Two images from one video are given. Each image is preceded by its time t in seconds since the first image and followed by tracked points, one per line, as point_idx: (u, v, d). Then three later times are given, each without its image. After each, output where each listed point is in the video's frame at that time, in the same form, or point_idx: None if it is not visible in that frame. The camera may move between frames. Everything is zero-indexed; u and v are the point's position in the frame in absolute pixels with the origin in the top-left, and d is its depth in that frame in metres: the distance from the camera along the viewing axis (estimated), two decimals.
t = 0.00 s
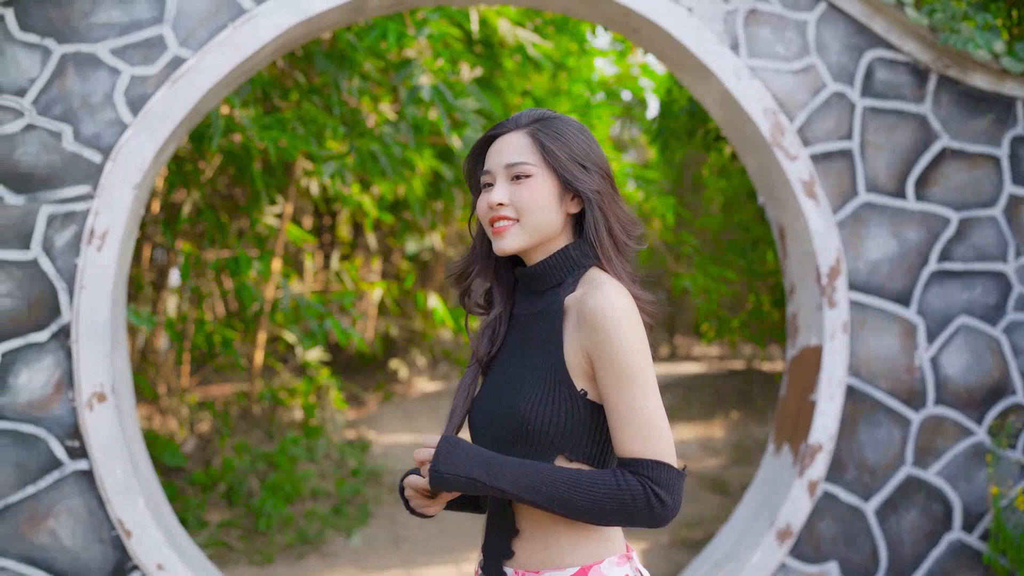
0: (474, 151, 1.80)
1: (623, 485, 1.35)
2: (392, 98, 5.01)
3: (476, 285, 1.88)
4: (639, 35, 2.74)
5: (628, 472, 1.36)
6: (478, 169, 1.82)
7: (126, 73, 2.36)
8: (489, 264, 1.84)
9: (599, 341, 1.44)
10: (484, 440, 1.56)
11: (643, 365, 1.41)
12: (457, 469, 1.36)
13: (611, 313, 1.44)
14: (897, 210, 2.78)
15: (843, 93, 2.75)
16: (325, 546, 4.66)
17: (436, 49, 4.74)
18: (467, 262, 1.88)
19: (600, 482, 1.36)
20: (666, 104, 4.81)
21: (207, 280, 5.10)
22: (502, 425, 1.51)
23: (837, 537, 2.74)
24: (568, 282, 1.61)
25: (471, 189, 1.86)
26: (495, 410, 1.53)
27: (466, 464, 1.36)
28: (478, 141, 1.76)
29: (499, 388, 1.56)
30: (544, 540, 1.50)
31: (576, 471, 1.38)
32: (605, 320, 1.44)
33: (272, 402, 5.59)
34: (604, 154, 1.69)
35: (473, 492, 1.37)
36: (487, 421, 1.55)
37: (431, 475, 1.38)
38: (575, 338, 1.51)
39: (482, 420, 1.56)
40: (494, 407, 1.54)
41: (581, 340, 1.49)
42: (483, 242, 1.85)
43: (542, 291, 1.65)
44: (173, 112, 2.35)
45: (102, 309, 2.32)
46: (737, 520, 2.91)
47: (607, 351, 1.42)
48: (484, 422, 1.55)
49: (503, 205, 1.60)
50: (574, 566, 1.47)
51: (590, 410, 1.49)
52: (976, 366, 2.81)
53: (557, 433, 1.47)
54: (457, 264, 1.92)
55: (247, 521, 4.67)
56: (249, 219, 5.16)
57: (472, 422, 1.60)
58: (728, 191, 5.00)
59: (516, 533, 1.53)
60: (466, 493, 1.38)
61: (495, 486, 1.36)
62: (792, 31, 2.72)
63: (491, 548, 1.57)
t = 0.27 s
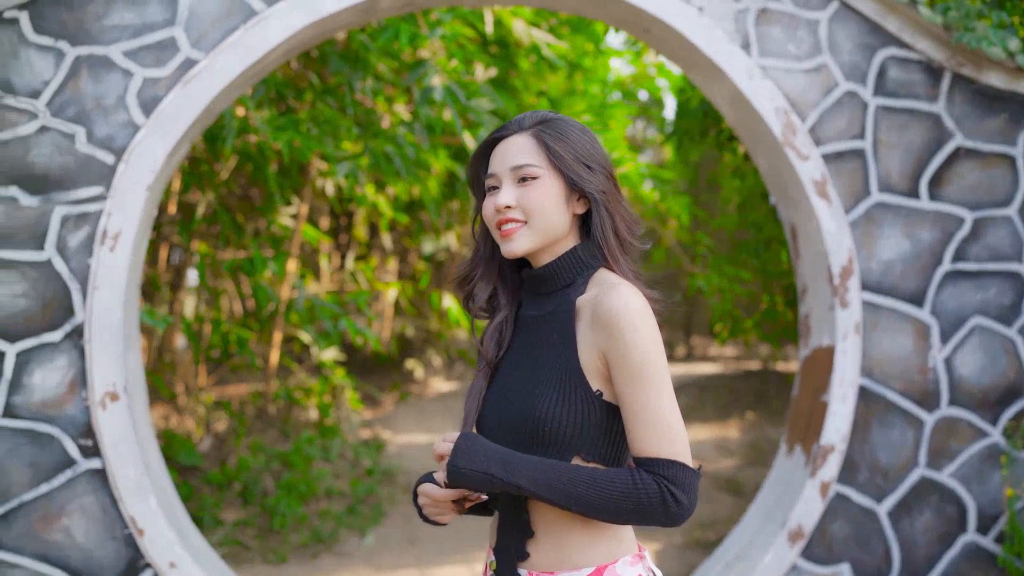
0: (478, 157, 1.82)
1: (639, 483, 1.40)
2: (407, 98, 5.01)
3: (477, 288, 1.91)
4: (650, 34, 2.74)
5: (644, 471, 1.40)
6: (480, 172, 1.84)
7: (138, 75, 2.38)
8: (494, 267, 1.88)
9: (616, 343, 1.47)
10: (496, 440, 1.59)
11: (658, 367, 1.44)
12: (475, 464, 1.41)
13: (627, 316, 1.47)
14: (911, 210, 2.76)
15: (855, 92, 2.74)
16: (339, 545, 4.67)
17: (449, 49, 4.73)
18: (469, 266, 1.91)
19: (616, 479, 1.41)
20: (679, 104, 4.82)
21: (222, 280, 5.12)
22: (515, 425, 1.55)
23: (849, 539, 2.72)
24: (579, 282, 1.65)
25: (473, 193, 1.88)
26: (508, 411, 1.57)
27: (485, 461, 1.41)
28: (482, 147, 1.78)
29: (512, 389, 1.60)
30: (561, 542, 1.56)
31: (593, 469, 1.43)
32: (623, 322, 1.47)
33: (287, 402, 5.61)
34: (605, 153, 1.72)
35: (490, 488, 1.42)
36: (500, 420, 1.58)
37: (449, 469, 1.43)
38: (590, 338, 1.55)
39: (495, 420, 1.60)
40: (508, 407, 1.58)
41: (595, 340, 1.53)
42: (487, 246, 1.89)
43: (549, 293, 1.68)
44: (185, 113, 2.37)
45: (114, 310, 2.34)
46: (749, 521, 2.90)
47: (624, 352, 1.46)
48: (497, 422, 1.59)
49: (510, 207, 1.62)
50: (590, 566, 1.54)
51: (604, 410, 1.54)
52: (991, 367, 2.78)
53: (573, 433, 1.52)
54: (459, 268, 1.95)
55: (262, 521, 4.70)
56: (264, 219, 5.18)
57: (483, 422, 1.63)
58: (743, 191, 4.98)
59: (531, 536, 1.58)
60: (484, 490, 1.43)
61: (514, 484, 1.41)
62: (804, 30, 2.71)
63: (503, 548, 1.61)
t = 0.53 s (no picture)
0: (484, 161, 1.82)
1: (659, 482, 1.42)
2: (423, 99, 5.01)
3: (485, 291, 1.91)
4: (663, 34, 2.73)
5: (663, 470, 1.43)
6: (486, 176, 1.84)
7: (152, 77, 2.40)
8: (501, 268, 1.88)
9: (634, 342, 1.49)
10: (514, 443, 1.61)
11: (678, 365, 1.46)
12: (495, 468, 1.45)
13: (645, 315, 1.49)
14: (926, 210, 2.74)
15: (870, 90, 2.72)
16: (354, 544, 4.69)
17: (464, 49, 4.72)
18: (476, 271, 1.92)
19: (636, 479, 1.44)
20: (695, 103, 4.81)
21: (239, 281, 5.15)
22: (532, 426, 1.56)
23: (864, 540, 2.71)
24: (591, 281, 1.65)
25: (480, 196, 1.88)
26: (524, 412, 1.58)
27: (504, 465, 1.45)
28: (488, 150, 1.78)
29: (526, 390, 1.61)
30: (577, 544, 1.57)
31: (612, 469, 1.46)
32: (641, 322, 1.48)
33: (303, 401, 5.63)
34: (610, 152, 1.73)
35: (510, 491, 1.46)
36: (517, 422, 1.60)
37: (471, 474, 1.47)
38: (605, 338, 1.56)
39: (512, 423, 1.61)
40: (523, 409, 1.59)
41: (611, 339, 1.54)
42: (495, 249, 1.89)
43: (558, 292, 1.69)
44: (198, 114, 2.39)
45: (128, 310, 2.36)
46: (763, 521, 2.89)
47: (643, 351, 1.47)
48: (514, 424, 1.60)
49: (521, 210, 1.63)
50: (606, 567, 1.56)
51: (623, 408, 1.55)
52: (1008, 368, 2.75)
53: (591, 433, 1.52)
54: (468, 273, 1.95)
55: (278, 519, 4.72)
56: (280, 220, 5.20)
57: (501, 426, 1.64)
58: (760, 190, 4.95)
59: (548, 537, 1.59)
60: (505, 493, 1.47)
61: (533, 486, 1.44)
62: (817, 29, 2.70)
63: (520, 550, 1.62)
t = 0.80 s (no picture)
0: (494, 164, 1.81)
1: (680, 481, 1.42)
2: (438, 99, 5.02)
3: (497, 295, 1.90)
4: (676, 33, 2.72)
5: (685, 469, 1.43)
6: (496, 179, 1.84)
7: (167, 79, 2.42)
8: (512, 271, 1.87)
9: (651, 343, 1.48)
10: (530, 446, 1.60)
11: (695, 364, 1.46)
12: (514, 472, 1.46)
13: (661, 316, 1.48)
14: (943, 209, 2.72)
15: (885, 89, 2.70)
16: (370, 544, 4.70)
17: (480, 49, 4.72)
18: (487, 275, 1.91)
19: (657, 479, 1.43)
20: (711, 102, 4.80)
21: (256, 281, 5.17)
22: (549, 429, 1.56)
23: (880, 542, 2.69)
24: (606, 282, 1.65)
25: (491, 200, 1.88)
26: (540, 414, 1.58)
27: (525, 468, 1.45)
28: (497, 153, 1.78)
29: (541, 393, 1.60)
30: (595, 547, 1.58)
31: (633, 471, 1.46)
32: (657, 322, 1.48)
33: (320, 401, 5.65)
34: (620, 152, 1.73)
35: (531, 495, 1.46)
36: (533, 425, 1.59)
37: (490, 479, 1.48)
38: (621, 339, 1.55)
39: (528, 426, 1.61)
40: (539, 412, 1.59)
41: (627, 340, 1.54)
42: (506, 252, 1.89)
43: (572, 294, 1.69)
44: (212, 116, 2.40)
45: (143, 310, 2.38)
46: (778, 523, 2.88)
47: (660, 352, 1.47)
48: (530, 427, 1.60)
49: (534, 213, 1.62)
50: (624, 570, 1.56)
51: (642, 409, 1.54)
52: None
53: (610, 434, 1.52)
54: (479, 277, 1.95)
55: (294, 519, 4.75)
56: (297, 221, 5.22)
57: (516, 429, 1.64)
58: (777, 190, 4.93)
59: (566, 539, 1.60)
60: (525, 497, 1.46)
61: (554, 490, 1.44)
62: (832, 27, 2.68)
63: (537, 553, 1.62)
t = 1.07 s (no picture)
0: (505, 166, 1.80)
1: (701, 483, 1.41)
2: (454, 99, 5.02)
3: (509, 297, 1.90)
4: (690, 32, 2.70)
5: (706, 470, 1.42)
6: (506, 180, 1.83)
7: (181, 79, 2.43)
8: (524, 272, 1.87)
9: (669, 343, 1.47)
10: (547, 448, 1.60)
11: (713, 363, 1.46)
12: (534, 479, 1.44)
13: (679, 316, 1.47)
14: (960, 208, 2.69)
15: (902, 87, 2.68)
16: (385, 543, 4.71)
17: (495, 49, 4.71)
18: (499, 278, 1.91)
19: (677, 481, 1.43)
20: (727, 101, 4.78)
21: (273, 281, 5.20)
22: (566, 431, 1.55)
23: (896, 545, 2.66)
24: (620, 282, 1.65)
25: (502, 204, 1.87)
26: (556, 416, 1.57)
27: (546, 476, 1.44)
28: (508, 155, 1.77)
29: (557, 395, 1.60)
30: (615, 553, 1.57)
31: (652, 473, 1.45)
32: (676, 322, 1.47)
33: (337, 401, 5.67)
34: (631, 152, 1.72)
35: (551, 501, 1.45)
36: (550, 427, 1.59)
37: (509, 485, 1.47)
38: (637, 339, 1.55)
39: (545, 428, 1.60)
40: (555, 415, 1.58)
41: (645, 341, 1.53)
42: (516, 253, 1.88)
43: (585, 295, 1.68)
44: (226, 116, 2.41)
45: (157, 310, 2.39)
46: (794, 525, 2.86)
47: (679, 352, 1.46)
48: (546, 429, 1.59)
49: (547, 214, 1.62)
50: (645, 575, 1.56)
51: (662, 410, 1.54)
52: None
53: (630, 435, 1.51)
54: (490, 280, 1.94)
55: (310, 518, 4.76)
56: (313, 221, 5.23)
57: (532, 432, 1.63)
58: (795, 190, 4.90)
59: (585, 543, 1.59)
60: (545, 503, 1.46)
61: (575, 496, 1.44)
62: (848, 25, 2.66)
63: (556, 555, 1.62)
